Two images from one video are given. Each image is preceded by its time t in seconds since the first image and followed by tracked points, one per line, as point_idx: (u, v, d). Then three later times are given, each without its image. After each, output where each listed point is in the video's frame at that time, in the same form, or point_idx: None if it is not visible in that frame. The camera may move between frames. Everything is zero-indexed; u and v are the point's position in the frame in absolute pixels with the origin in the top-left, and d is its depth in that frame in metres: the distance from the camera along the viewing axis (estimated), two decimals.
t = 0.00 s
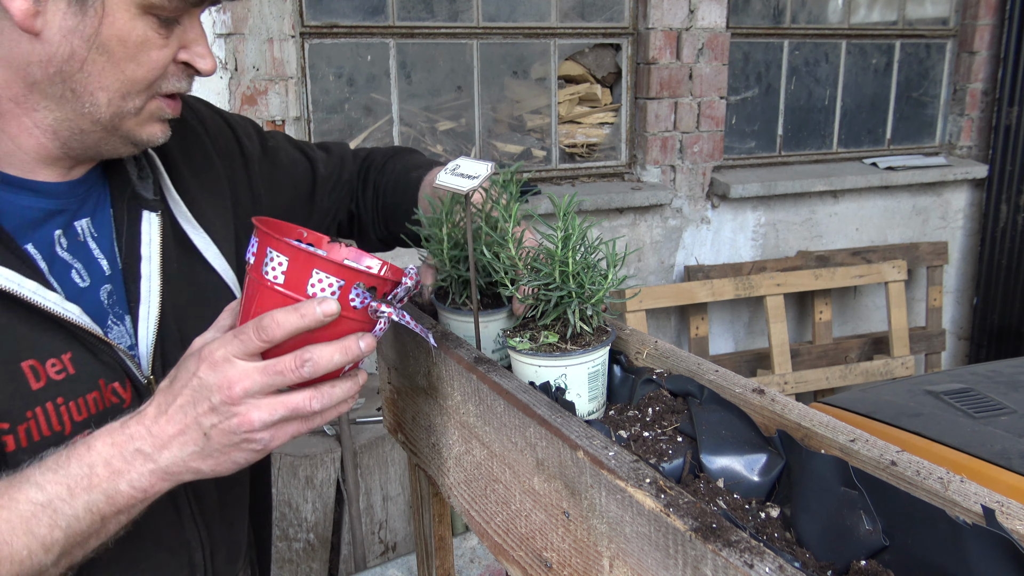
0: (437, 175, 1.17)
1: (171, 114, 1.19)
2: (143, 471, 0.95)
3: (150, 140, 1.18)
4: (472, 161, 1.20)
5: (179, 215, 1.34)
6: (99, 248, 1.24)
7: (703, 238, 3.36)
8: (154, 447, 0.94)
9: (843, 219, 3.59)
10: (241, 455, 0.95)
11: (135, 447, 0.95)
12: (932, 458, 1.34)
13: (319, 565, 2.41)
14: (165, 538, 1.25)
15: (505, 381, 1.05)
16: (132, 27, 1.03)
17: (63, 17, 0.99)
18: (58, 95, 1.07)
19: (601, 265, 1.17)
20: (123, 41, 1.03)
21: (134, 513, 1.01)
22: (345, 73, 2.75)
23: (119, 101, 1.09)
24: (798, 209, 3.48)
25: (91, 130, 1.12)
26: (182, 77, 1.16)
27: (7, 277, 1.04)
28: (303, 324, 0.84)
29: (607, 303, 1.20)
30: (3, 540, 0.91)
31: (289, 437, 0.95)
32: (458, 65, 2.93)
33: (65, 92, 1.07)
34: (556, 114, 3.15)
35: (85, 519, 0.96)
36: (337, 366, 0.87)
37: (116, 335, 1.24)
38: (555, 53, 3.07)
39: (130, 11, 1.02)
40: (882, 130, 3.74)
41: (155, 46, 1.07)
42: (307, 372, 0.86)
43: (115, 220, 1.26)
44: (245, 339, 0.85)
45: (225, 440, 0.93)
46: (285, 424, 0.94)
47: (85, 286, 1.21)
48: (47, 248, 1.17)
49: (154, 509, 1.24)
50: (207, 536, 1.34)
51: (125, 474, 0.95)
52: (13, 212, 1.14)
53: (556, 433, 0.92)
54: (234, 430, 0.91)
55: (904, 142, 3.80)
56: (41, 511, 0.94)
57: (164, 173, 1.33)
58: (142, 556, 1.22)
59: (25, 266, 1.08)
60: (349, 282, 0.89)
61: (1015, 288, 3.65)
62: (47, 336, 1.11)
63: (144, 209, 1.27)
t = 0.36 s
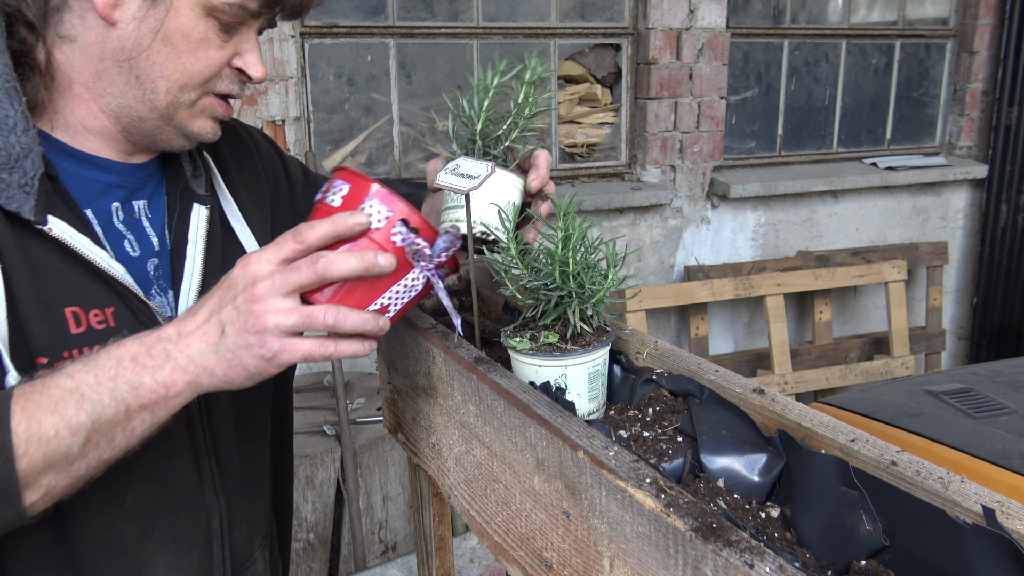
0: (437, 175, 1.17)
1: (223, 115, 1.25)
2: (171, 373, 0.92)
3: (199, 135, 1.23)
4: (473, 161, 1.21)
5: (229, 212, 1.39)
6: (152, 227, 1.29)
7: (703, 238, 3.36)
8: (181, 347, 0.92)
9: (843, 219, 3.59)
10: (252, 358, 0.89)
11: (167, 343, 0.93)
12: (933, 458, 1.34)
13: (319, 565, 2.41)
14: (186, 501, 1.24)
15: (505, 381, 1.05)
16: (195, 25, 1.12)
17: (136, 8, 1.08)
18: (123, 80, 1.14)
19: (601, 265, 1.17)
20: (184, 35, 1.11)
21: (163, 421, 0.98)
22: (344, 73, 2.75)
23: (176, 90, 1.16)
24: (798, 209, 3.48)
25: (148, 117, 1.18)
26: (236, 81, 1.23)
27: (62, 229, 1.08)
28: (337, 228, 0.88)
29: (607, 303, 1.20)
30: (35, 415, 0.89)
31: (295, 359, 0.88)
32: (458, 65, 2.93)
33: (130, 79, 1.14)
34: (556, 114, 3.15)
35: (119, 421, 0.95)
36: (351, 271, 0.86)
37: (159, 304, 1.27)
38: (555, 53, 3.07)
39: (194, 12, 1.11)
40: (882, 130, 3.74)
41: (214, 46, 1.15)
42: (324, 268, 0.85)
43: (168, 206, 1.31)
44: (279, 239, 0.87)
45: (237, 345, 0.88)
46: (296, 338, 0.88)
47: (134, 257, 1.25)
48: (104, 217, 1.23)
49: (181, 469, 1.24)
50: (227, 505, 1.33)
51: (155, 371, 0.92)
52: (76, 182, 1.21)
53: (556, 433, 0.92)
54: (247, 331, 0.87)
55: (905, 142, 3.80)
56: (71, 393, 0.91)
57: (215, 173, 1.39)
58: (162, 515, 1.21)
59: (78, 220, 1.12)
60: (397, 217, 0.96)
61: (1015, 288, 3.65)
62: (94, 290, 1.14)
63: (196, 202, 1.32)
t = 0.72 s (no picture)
0: (437, 176, 1.16)
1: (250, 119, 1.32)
2: (212, 295, 1.02)
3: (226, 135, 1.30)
4: (472, 161, 1.20)
5: (246, 212, 1.45)
6: (179, 218, 1.36)
7: (703, 238, 3.36)
8: (221, 272, 1.02)
9: (843, 219, 3.59)
10: (285, 285, 1.01)
11: (209, 268, 1.03)
12: (933, 458, 1.34)
13: (319, 565, 2.41)
14: (208, 475, 1.25)
15: (505, 381, 1.05)
16: (229, 31, 1.19)
17: (178, 13, 1.16)
18: (160, 79, 1.21)
19: (601, 265, 1.17)
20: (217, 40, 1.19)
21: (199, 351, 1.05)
22: (344, 73, 2.75)
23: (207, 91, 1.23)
24: (798, 209, 3.48)
25: (180, 114, 1.24)
26: (261, 88, 1.30)
27: (105, 203, 1.16)
28: (391, 192, 1.10)
29: (607, 304, 1.20)
30: (76, 326, 0.95)
31: (323, 292, 1.00)
32: (458, 65, 2.93)
33: (165, 77, 1.21)
34: (556, 114, 3.15)
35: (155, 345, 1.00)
36: (399, 222, 1.06)
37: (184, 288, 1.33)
38: (554, 53, 3.07)
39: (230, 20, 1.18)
40: (882, 130, 3.74)
41: (245, 52, 1.22)
42: (376, 214, 1.05)
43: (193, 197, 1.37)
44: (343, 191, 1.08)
45: (276, 273, 1.01)
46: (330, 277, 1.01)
47: (163, 241, 1.31)
48: (139, 202, 1.29)
49: (204, 444, 1.24)
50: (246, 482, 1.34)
51: (194, 292, 1.01)
52: (112, 172, 1.26)
53: (556, 433, 0.92)
54: (290, 258, 1.01)
55: (905, 142, 3.80)
56: (111, 308, 0.97)
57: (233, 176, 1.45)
58: (185, 486, 1.22)
59: (118, 199, 1.20)
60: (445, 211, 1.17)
61: (1015, 288, 3.65)
62: (130, 262, 1.20)
63: (218, 202, 1.38)
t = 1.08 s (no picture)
0: (437, 176, 1.16)
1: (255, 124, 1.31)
2: (223, 252, 1.01)
3: (231, 138, 1.30)
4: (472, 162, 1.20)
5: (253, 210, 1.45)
6: (189, 216, 1.36)
7: (703, 238, 3.36)
8: (233, 232, 1.03)
9: (843, 219, 3.59)
10: (292, 238, 1.00)
11: (222, 228, 1.03)
12: (933, 458, 1.34)
13: (319, 565, 2.41)
14: (213, 464, 1.25)
15: (505, 381, 1.05)
16: (236, 36, 1.19)
17: (188, 17, 1.16)
18: (168, 81, 1.21)
19: (601, 265, 1.17)
20: (224, 45, 1.18)
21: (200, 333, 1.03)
22: (344, 73, 2.75)
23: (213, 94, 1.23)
24: (798, 209, 3.48)
25: (186, 117, 1.24)
26: (268, 95, 1.30)
27: (118, 193, 1.16)
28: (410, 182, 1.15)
29: (607, 304, 1.20)
30: (88, 284, 0.95)
31: (329, 243, 0.98)
32: (458, 65, 2.93)
33: (173, 80, 1.21)
34: (556, 114, 3.15)
35: (167, 328, 1.00)
36: (414, 196, 1.07)
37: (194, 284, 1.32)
38: (555, 53, 3.07)
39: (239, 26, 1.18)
40: (881, 130, 3.74)
41: (252, 59, 1.22)
42: (391, 188, 1.06)
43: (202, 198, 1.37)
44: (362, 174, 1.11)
45: (286, 229, 1.00)
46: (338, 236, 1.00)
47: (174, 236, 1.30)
48: (151, 197, 1.30)
49: (210, 432, 1.24)
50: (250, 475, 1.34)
51: (204, 250, 1.01)
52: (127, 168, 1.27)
53: (556, 433, 0.92)
54: (300, 214, 1.01)
55: (905, 142, 3.80)
56: (125, 266, 0.97)
57: (241, 176, 1.46)
58: (191, 475, 1.22)
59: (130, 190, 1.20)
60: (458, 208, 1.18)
61: (1015, 289, 3.65)
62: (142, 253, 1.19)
63: (226, 202, 1.38)
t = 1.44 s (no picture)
0: (436, 176, 1.14)
1: (254, 127, 1.31)
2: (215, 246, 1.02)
3: (231, 139, 1.30)
4: (472, 162, 1.19)
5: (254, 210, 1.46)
6: (190, 216, 1.36)
7: (703, 238, 3.36)
8: (225, 228, 1.04)
9: (843, 219, 3.59)
10: (277, 219, 1.00)
11: (216, 228, 1.05)
12: (933, 458, 1.34)
13: (319, 565, 2.41)
14: (211, 461, 1.25)
15: (505, 381, 1.05)
16: (236, 38, 1.19)
17: (188, 19, 1.16)
18: (168, 82, 1.21)
19: (601, 265, 1.17)
20: (224, 46, 1.18)
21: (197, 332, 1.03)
22: (344, 73, 2.75)
23: (212, 95, 1.23)
24: (798, 209, 3.48)
25: (186, 118, 1.24)
26: (267, 98, 1.29)
27: (116, 191, 1.15)
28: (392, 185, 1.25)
29: (607, 304, 1.20)
30: (82, 281, 0.95)
31: (307, 210, 0.98)
32: (458, 65, 2.93)
33: (173, 81, 1.21)
34: (556, 114, 3.15)
35: (164, 328, 0.99)
36: (389, 165, 1.19)
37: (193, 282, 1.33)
38: (555, 53, 3.07)
39: (238, 28, 1.18)
40: (881, 130, 3.74)
41: (251, 60, 1.22)
42: (368, 160, 1.23)
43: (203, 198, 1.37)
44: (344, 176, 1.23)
45: (271, 214, 1.02)
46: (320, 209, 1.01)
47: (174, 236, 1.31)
48: (151, 196, 1.30)
49: (209, 430, 1.24)
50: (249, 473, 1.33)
51: (196, 245, 1.02)
52: (127, 168, 1.27)
53: (556, 433, 0.92)
54: (286, 201, 1.04)
55: (905, 142, 3.80)
56: (119, 263, 0.98)
57: (242, 176, 1.46)
58: (189, 473, 1.22)
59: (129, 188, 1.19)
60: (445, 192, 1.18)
61: (1015, 288, 3.65)
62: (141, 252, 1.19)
63: (229, 204, 1.37)
